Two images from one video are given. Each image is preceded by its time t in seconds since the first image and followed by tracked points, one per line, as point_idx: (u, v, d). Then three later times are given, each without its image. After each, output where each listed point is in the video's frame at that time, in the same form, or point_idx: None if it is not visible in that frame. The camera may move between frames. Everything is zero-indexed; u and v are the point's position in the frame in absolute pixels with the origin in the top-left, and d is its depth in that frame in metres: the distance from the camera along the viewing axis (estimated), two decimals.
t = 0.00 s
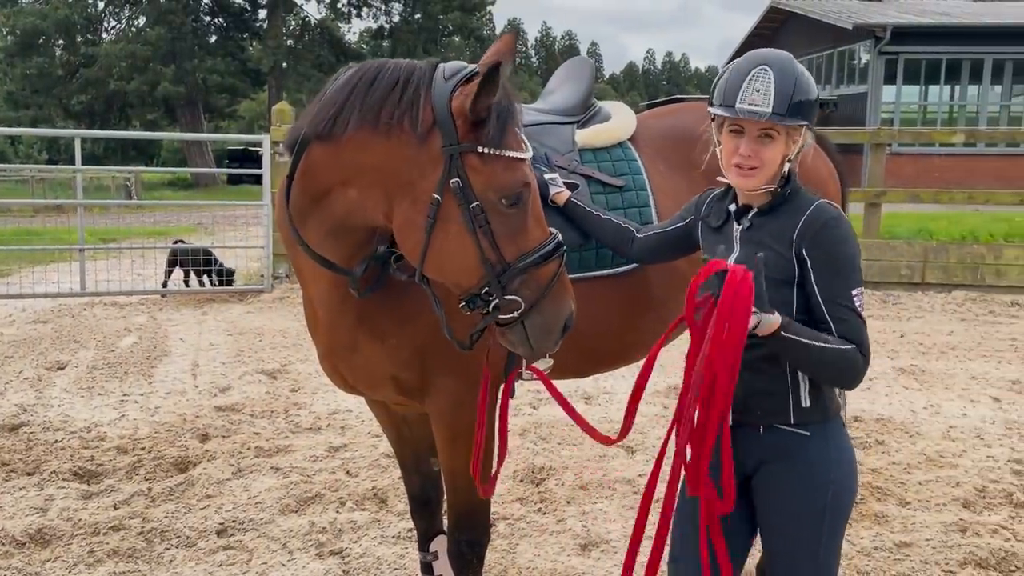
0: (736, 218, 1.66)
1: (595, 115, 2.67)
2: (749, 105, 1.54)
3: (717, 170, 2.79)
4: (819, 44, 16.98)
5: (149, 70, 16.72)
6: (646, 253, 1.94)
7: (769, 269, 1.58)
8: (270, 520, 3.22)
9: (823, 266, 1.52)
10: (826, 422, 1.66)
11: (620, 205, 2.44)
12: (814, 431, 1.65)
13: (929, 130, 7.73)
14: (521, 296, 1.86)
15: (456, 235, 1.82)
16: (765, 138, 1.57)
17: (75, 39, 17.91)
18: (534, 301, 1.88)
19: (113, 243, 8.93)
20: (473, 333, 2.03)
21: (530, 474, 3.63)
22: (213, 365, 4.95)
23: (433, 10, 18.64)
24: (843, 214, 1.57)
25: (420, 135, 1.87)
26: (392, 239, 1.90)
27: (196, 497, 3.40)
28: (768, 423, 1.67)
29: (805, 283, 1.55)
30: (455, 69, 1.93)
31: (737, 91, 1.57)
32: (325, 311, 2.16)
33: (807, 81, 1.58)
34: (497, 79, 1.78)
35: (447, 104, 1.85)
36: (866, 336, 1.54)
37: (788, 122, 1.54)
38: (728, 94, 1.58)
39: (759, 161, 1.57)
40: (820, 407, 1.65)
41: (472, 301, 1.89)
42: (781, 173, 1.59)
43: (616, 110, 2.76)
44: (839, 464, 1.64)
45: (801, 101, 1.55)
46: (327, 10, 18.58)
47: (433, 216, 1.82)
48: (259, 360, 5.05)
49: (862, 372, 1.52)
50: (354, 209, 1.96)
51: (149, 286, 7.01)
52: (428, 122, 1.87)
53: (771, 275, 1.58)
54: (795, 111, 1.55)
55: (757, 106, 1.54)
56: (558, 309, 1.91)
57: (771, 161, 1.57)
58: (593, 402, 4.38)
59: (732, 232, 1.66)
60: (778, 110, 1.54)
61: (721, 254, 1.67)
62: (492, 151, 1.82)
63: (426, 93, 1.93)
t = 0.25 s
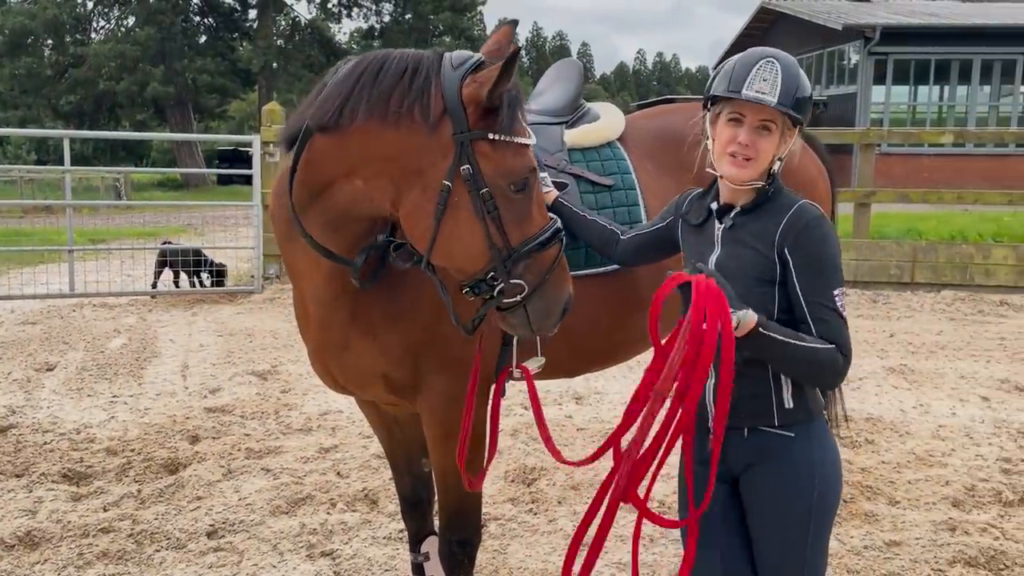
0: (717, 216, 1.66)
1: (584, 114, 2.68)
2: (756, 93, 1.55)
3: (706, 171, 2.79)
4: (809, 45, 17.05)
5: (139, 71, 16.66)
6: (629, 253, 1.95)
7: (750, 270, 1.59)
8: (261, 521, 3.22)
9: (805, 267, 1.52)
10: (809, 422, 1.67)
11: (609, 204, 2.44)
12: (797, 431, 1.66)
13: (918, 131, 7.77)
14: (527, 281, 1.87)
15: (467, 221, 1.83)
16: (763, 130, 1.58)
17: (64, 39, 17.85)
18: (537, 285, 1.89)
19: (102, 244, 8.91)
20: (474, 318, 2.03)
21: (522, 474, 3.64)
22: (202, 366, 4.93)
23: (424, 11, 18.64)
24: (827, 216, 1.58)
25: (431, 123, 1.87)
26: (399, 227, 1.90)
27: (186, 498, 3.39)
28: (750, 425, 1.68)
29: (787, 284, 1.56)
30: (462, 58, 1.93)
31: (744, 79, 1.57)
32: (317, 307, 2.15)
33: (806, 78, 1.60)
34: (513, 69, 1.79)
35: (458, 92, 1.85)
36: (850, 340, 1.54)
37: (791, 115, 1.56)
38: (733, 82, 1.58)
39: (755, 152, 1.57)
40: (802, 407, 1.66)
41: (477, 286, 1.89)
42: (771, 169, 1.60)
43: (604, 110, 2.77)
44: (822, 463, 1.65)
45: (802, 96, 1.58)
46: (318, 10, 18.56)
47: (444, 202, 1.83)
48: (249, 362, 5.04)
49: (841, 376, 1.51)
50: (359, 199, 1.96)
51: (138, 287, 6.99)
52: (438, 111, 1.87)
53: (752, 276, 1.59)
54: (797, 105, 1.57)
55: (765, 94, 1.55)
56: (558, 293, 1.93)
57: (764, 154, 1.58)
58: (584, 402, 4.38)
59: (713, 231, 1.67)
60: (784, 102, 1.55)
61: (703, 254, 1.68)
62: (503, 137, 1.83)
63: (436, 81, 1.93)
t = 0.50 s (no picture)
0: (705, 219, 1.67)
1: (573, 114, 2.68)
2: (732, 102, 1.56)
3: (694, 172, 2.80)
4: (799, 46, 17.12)
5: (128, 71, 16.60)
6: (617, 255, 1.95)
7: (739, 273, 1.59)
8: (251, 523, 3.21)
9: (796, 269, 1.53)
10: (800, 421, 1.67)
11: (598, 204, 2.45)
12: (788, 431, 1.66)
13: (906, 131, 7.80)
14: (534, 275, 1.92)
15: (480, 222, 1.86)
16: (743, 137, 1.59)
17: (53, 40, 17.77)
18: (544, 281, 1.94)
19: (91, 246, 8.87)
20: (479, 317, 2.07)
21: (513, 475, 3.64)
22: (192, 368, 4.92)
23: (414, 11, 18.63)
24: (813, 216, 1.58)
25: (442, 128, 1.89)
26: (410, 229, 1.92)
27: (176, 500, 3.38)
28: (742, 424, 1.68)
29: (780, 286, 1.56)
30: (470, 63, 1.97)
31: (720, 88, 1.58)
32: (311, 307, 2.13)
33: (783, 83, 1.61)
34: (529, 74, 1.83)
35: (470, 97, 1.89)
36: (854, 335, 1.53)
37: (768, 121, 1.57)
38: (709, 91, 1.59)
39: (737, 158, 1.58)
40: (793, 406, 1.67)
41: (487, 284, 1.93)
42: (754, 173, 1.61)
43: (593, 109, 2.77)
44: (813, 463, 1.65)
45: (779, 102, 1.58)
46: (308, 10, 18.53)
47: (457, 205, 1.86)
48: (240, 363, 5.03)
49: (845, 374, 1.52)
50: (367, 201, 1.99)
51: (128, 289, 6.96)
52: (450, 116, 1.90)
53: (742, 279, 1.59)
54: (774, 111, 1.57)
55: (741, 102, 1.55)
56: (562, 286, 1.98)
57: (745, 160, 1.59)
58: (575, 402, 4.39)
59: (701, 234, 1.67)
60: (761, 108, 1.56)
61: (691, 257, 1.68)
62: (513, 139, 1.87)
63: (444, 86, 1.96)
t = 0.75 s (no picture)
0: (698, 220, 1.67)
1: (563, 115, 2.70)
2: (721, 96, 1.57)
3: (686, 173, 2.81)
4: (791, 47, 17.17)
5: (120, 72, 16.55)
6: (611, 255, 1.96)
7: (730, 275, 1.59)
8: (245, 524, 3.20)
9: (783, 271, 1.53)
10: (793, 424, 1.67)
11: (589, 203, 2.45)
12: (780, 432, 1.67)
13: (897, 132, 7.83)
14: (542, 255, 1.94)
15: (486, 208, 1.88)
16: (734, 132, 1.59)
17: (44, 40, 17.73)
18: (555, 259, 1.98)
19: (83, 247, 8.86)
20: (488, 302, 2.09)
21: (507, 476, 3.64)
22: (185, 369, 4.91)
23: (407, 12, 18.62)
24: (805, 217, 1.58)
25: (437, 118, 1.91)
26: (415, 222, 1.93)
27: (170, 502, 3.37)
28: (735, 425, 1.69)
29: (768, 287, 1.57)
30: (457, 51, 1.98)
31: (709, 84, 1.59)
32: (305, 308, 2.12)
33: (772, 79, 1.62)
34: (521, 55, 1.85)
35: (462, 83, 1.90)
36: (838, 340, 1.53)
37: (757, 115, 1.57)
38: (700, 87, 1.60)
39: (729, 154, 1.59)
40: (787, 408, 1.67)
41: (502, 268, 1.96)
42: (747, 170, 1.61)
43: (583, 110, 2.79)
44: (805, 465, 1.65)
45: (768, 96, 1.59)
46: (302, 11, 18.51)
47: (461, 194, 1.88)
48: (233, 364, 5.02)
49: (827, 378, 1.52)
50: (366, 195, 2.00)
51: (120, 290, 6.95)
52: (444, 105, 1.91)
53: (732, 280, 1.59)
54: (764, 106, 1.58)
55: (730, 96, 1.56)
56: (574, 262, 2.01)
57: (737, 156, 1.59)
58: (569, 403, 4.39)
59: (695, 236, 1.67)
60: (750, 103, 1.57)
61: (685, 258, 1.69)
62: (508, 122, 1.89)
63: (435, 76, 1.96)
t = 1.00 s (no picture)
0: (695, 222, 1.67)
1: (557, 116, 2.69)
2: (713, 101, 1.57)
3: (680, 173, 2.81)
4: (785, 48, 17.22)
5: (114, 73, 16.51)
6: (606, 255, 1.96)
7: (727, 275, 1.60)
8: (239, 526, 3.20)
9: (781, 270, 1.54)
10: (788, 425, 1.68)
11: (583, 203, 2.45)
12: (776, 434, 1.67)
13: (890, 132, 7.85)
14: (518, 256, 1.91)
15: (453, 204, 1.86)
16: (728, 136, 1.60)
17: (37, 41, 17.69)
18: (533, 261, 1.94)
19: (77, 248, 8.84)
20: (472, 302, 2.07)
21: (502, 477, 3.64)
22: (179, 371, 4.90)
23: (401, 13, 18.62)
24: (801, 217, 1.59)
25: (400, 111, 1.89)
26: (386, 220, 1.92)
27: (164, 504, 3.36)
28: (731, 425, 1.69)
29: (766, 286, 1.57)
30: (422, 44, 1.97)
31: (700, 90, 1.59)
32: (294, 308, 2.13)
33: (763, 80, 1.62)
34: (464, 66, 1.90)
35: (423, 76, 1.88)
36: (836, 339, 1.53)
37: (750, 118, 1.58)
38: (691, 94, 1.61)
39: (723, 158, 1.59)
40: (783, 409, 1.67)
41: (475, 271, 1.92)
42: (743, 171, 1.62)
43: (576, 111, 2.78)
44: (800, 465, 1.66)
45: (760, 98, 1.59)
46: (295, 12, 18.50)
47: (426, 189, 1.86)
48: (227, 366, 5.01)
49: (824, 377, 1.52)
50: (339, 194, 2.00)
51: (114, 291, 6.93)
52: (406, 98, 1.89)
53: (729, 280, 1.60)
54: (756, 108, 1.58)
55: (722, 101, 1.57)
56: (555, 264, 1.96)
57: (732, 159, 1.60)
58: (563, 404, 4.39)
59: (692, 236, 1.68)
60: (742, 106, 1.57)
61: (682, 259, 1.69)
62: (474, 115, 1.86)
63: (399, 69, 1.94)
